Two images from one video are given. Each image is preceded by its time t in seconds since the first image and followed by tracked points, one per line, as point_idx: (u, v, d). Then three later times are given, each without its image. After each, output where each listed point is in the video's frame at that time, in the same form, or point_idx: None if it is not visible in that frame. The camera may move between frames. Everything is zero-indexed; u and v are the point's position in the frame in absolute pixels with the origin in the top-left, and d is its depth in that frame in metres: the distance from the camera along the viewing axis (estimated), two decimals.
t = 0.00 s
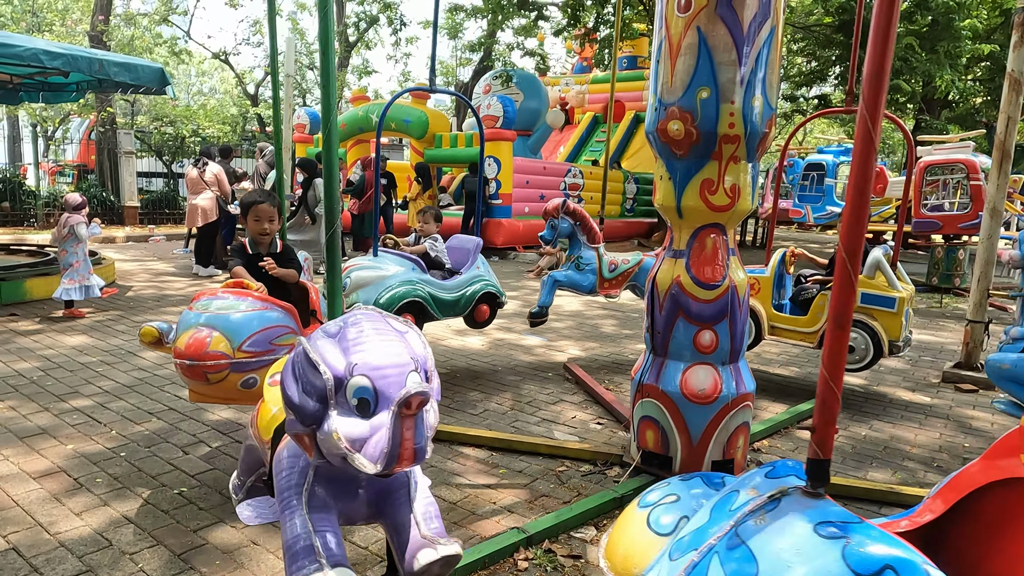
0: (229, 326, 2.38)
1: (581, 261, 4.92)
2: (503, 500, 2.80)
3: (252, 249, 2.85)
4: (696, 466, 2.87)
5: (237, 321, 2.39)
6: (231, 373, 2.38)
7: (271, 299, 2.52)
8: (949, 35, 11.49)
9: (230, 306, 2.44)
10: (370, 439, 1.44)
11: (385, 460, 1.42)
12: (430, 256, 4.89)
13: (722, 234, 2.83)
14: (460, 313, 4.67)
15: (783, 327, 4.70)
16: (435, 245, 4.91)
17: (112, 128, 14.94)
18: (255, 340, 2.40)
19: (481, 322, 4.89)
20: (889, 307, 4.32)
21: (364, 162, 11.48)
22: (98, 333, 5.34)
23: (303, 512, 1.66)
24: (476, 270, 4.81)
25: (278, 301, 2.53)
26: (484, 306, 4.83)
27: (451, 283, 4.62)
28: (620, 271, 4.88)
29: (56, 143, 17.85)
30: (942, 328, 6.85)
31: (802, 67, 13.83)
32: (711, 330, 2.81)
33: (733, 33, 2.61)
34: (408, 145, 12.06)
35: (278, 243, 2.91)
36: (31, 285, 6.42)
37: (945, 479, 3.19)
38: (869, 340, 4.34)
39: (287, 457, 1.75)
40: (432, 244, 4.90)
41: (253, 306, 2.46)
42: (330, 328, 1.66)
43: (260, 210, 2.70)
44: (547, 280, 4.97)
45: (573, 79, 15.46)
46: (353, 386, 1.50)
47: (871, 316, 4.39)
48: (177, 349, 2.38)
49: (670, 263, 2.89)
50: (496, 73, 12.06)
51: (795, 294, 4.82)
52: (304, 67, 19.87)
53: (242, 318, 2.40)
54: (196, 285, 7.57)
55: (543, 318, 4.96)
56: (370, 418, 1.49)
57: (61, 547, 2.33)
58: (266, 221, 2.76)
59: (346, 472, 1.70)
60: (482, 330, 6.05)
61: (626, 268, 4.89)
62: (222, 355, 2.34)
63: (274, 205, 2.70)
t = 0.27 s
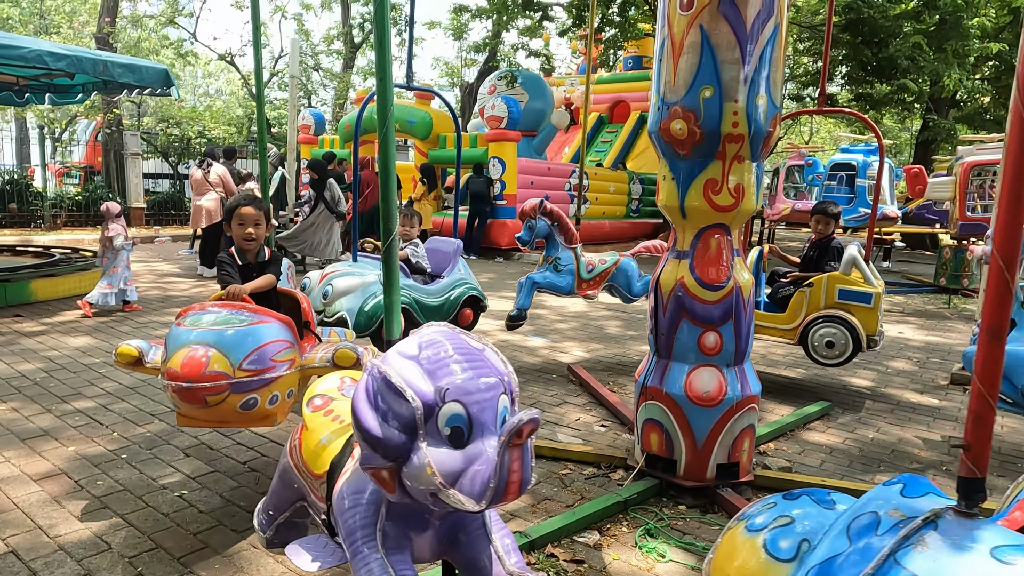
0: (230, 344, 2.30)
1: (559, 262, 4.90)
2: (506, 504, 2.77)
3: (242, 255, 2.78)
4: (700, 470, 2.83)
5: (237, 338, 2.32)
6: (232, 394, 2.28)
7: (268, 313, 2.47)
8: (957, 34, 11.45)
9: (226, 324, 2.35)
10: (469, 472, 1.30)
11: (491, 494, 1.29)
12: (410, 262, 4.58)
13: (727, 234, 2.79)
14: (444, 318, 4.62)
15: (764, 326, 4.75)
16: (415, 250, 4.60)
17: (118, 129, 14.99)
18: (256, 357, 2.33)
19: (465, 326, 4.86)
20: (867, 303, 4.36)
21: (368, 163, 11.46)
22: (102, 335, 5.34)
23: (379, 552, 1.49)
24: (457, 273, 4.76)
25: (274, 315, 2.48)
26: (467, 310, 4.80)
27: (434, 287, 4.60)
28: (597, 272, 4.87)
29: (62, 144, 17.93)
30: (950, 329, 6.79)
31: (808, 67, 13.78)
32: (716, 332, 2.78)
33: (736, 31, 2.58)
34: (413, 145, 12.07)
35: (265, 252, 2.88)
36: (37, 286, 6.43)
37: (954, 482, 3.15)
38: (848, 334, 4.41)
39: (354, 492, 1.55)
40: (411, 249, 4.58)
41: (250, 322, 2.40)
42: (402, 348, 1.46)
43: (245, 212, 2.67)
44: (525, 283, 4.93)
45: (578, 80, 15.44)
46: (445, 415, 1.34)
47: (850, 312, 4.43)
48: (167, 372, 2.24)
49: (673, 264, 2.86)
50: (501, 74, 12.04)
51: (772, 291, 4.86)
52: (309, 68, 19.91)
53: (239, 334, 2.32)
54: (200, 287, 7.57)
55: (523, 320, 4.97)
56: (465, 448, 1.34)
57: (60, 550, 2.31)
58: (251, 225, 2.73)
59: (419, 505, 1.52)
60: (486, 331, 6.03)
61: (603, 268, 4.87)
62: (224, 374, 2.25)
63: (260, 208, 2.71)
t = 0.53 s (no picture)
0: (227, 360, 2.20)
1: (533, 261, 4.99)
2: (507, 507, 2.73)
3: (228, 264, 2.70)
4: (705, 473, 2.78)
5: (233, 353, 2.22)
6: (229, 414, 2.17)
7: (264, 326, 2.39)
8: (965, 31, 11.31)
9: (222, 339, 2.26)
10: (592, 506, 1.17)
11: (622, 531, 1.15)
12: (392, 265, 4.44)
13: (731, 233, 2.75)
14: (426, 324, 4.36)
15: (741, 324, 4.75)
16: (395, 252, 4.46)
17: (124, 130, 15.02)
18: (254, 373, 2.25)
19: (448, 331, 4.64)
20: (843, 298, 4.42)
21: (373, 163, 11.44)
22: (104, 335, 5.33)
23: None
24: (437, 275, 4.50)
25: (269, 327, 2.40)
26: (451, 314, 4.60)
27: (418, 290, 4.33)
28: (572, 272, 4.99)
29: (68, 145, 17.99)
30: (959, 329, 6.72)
31: (814, 65, 13.69)
32: (720, 332, 2.74)
33: (740, 26, 2.53)
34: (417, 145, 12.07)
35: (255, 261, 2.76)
36: (40, 286, 6.44)
37: (963, 485, 3.10)
38: (827, 330, 4.41)
39: (439, 528, 1.41)
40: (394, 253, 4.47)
41: (246, 336, 2.30)
42: (492, 366, 1.29)
43: (231, 214, 2.53)
44: (500, 283, 4.92)
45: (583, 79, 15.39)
46: (562, 441, 1.19)
47: (827, 308, 4.47)
48: (159, 392, 2.11)
49: (676, 264, 2.81)
50: (505, 73, 12.01)
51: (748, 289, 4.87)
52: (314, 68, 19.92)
53: (234, 349, 2.23)
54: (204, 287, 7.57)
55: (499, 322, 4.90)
56: (582, 479, 1.21)
57: (56, 554, 2.29)
58: (237, 228, 2.59)
59: (512, 541, 1.32)
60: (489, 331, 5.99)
61: (579, 268, 4.99)
62: (221, 391, 2.14)
63: (247, 209, 2.56)
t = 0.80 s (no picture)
0: (225, 375, 2.11)
1: (508, 260, 4.82)
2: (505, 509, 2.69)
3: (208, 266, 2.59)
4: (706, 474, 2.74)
5: (231, 369, 2.13)
6: (234, 438, 2.07)
7: (256, 335, 2.30)
8: (970, 26, 11.15)
9: (218, 354, 2.16)
10: (754, 539, 1.10)
11: (797, 567, 1.07)
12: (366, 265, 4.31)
13: (733, 230, 2.70)
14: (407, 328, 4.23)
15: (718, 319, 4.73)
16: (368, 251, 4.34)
17: (126, 129, 15.01)
18: (257, 393, 2.15)
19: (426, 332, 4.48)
20: (816, 293, 4.43)
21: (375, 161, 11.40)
22: (103, 334, 5.31)
23: None
24: (415, 275, 4.37)
25: (260, 336, 2.32)
26: (429, 314, 4.44)
27: (397, 291, 4.19)
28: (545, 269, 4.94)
29: (72, 144, 18.00)
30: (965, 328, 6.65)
31: (818, 62, 13.60)
32: (722, 331, 2.68)
33: (742, 19, 2.48)
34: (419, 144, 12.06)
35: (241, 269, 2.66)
36: (40, 285, 6.41)
37: (970, 487, 3.04)
38: (801, 324, 4.47)
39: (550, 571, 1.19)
40: (369, 254, 4.33)
41: (241, 350, 2.22)
42: (623, 387, 1.16)
43: (215, 214, 2.40)
44: (475, 282, 4.72)
45: (586, 76, 15.33)
46: (722, 473, 1.09)
47: (801, 302, 4.47)
48: (156, 417, 1.99)
49: (677, 262, 2.76)
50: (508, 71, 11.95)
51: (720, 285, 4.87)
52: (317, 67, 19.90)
53: (230, 366, 2.13)
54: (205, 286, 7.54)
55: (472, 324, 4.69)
56: (735, 512, 1.12)
57: (45, 557, 2.25)
58: (220, 228, 2.45)
59: None
60: (490, 330, 5.95)
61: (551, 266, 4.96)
62: (223, 411, 2.04)
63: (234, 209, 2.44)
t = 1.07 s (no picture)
0: (231, 400, 1.93)
1: (481, 259, 4.76)
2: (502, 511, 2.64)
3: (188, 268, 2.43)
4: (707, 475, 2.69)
5: (238, 391, 1.96)
6: (252, 469, 1.89)
7: (257, 352, 2.14)
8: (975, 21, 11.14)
9: (220, 376, 1.99)
10: None
11: None
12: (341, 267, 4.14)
13: (734, 227, 2.65)
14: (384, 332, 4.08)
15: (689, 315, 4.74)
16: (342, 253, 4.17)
17: (127, 127, 14.97)
18: (272, 415, 2.00)
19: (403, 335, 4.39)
20: (787, 287, 4.49)
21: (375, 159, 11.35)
22: (100, 333, 5.27)
23: None
24: (389, 276, 4.25)
25: (262, 352, 2.15)
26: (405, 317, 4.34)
27: (372, 294, 4.04)
28: (518, 269, 4.93)
29: (73, 142, 17.96)
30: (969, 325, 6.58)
31: (821, 58, 13.53)
32: (722, 330, 2.63)
33: (742, 10, 2.42)
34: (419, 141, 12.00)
35: (226, 274, 2.48)
36: (37, 284, 6.38)
37: (976, 488, 2.98)
38: (774, 317, 4.34)
39: None
40: (342, 254, 4.15)
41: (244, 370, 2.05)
42: (792, 408, 1.04)
43: (195, 210, 2.27)
44: (448, 282, 4.67)
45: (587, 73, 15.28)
46: (923, 503, 0.95)
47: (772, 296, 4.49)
48: (164, 451, 1.79)
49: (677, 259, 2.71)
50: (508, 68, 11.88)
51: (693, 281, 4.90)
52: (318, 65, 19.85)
53: (238, 388, 1.96)
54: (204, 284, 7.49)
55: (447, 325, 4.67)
56: (930, 543, 1.01)
57: (32, 561, 2.21)
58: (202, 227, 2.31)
59: None
60: (489, 328, 5.89)
61: (524, 265, 4.95)
62: (237, 438, 1.86)
63: (217, 205, 2.32)
